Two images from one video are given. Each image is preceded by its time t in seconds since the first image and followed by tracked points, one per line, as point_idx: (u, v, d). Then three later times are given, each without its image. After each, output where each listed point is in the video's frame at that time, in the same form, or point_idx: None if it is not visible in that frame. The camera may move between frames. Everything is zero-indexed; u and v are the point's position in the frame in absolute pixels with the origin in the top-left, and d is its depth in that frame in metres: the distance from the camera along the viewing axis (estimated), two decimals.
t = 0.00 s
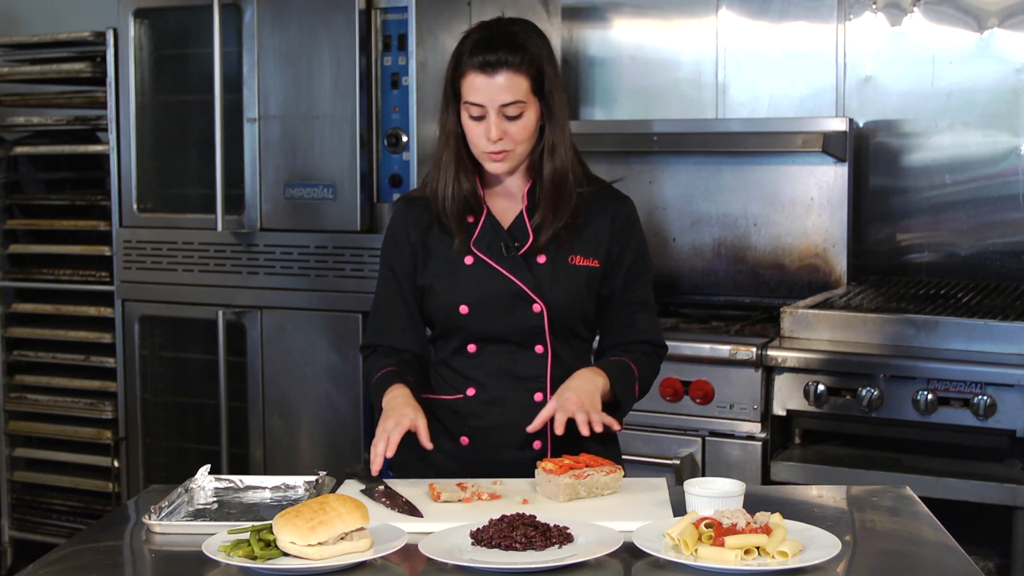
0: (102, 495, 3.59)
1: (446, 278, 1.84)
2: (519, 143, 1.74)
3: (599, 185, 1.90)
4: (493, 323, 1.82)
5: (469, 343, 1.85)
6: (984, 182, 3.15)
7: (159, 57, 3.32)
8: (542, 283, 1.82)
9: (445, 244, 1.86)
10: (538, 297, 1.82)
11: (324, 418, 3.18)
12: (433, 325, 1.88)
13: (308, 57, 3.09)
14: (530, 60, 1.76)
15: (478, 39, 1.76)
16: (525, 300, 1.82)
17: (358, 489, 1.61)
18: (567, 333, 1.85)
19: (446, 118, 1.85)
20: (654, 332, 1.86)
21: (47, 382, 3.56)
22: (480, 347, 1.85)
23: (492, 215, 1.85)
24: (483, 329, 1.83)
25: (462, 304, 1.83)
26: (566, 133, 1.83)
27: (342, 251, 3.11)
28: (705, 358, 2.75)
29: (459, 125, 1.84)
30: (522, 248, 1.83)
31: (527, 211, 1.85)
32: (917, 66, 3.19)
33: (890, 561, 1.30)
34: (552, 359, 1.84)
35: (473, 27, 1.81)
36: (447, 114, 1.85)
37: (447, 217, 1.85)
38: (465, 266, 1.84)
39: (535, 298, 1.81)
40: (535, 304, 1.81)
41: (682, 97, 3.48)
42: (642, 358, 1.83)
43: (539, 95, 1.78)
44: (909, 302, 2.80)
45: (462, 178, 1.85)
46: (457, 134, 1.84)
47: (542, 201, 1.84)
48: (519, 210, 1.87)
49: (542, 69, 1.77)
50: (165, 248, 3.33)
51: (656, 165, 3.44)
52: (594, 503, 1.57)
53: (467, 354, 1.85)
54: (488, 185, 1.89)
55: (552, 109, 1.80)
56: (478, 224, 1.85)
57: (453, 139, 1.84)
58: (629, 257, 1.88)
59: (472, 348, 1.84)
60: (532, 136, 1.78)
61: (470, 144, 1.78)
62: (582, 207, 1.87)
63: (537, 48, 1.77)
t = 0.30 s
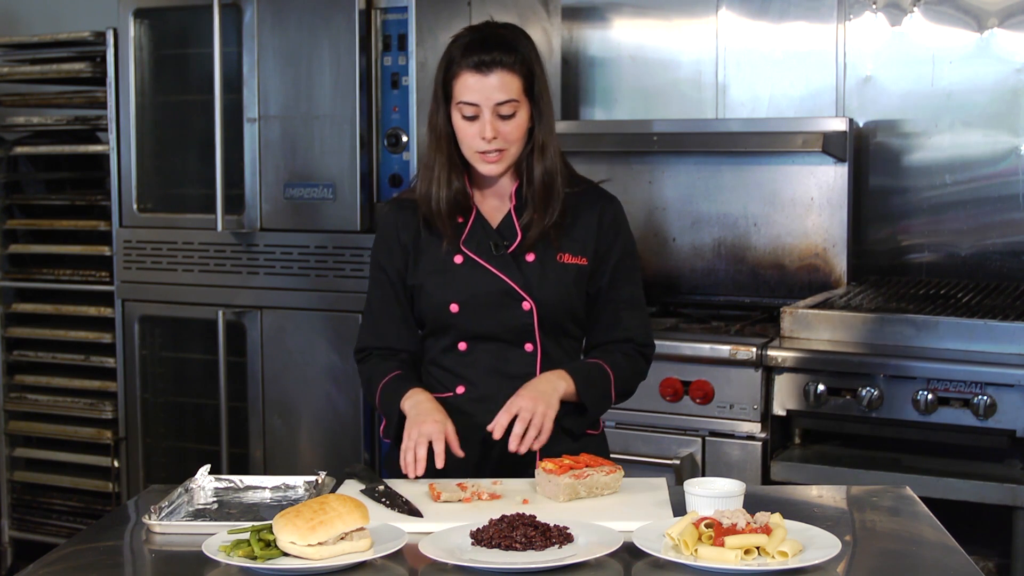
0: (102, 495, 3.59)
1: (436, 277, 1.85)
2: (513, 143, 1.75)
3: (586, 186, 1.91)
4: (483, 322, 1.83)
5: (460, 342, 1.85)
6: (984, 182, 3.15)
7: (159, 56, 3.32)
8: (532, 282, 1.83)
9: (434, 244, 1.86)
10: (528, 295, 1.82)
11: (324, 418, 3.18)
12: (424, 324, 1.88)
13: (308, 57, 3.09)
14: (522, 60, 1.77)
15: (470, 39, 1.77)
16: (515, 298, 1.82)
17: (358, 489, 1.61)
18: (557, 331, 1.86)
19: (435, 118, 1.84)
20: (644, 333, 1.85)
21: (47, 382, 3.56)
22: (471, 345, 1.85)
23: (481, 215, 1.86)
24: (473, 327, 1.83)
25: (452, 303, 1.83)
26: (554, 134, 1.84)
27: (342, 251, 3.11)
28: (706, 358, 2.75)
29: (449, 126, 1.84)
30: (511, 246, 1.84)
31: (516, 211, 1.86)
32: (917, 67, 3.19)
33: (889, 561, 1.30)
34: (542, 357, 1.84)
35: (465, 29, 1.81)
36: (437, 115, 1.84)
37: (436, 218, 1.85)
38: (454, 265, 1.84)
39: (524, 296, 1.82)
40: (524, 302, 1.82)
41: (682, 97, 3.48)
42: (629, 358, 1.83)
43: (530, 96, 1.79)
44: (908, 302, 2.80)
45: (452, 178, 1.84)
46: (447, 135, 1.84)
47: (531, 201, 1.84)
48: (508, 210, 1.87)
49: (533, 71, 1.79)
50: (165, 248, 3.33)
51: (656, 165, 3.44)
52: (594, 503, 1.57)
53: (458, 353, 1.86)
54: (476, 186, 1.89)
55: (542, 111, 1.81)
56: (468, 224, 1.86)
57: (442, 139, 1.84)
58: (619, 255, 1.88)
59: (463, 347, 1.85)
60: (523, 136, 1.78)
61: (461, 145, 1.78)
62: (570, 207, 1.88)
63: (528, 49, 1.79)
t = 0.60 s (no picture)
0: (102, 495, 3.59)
1: (424, 274, 1.85)
2: (505, 142, 1.75)
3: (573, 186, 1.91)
4: (471, 319, 1.83)
5: (448, 340, 1.86)
6: (984, 182, 3.15)
7: (159, 56, 3.32)
8: (519, 278, 1.83)
9: (423, 242, 1.87)
10: (515, 291, 1.82)
11: (324, 418, 3.18)
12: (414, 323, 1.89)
13: (308, 57, 3.09)
14: (513, 60, 1.78)
15: (462, 40, 1.77)
16: (502, 295, 1.82)
17: (358, 489, 1.61)
18: (545, 328, 1.86)
19: (425, 118, 1.84)
20: (630, 330, 1.85)
21: (47, 382, 3.56)
22: (460, 344, 1.85)
23: (469, 213, 1.86)
24: (461, 324, 1.83)
25: (441, 300, 1.84)
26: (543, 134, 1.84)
27: (342, 251, 3.11)
28: (706, 358, 2.75)
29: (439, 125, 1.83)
30: (498, 243, 1.84)
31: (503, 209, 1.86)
32: (917, 67, 3.19)
33: (890, 561, 1.30)
34: (529, 355, 1.84)
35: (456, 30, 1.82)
36: (427, 115, 1.84)
37: (423, 216, 1.85)
38: (442, 263, 1.84)
39: (512, 292, 1.82)
40: (511, 299, 1.82)
41: (682, 97, 3.48)
42: (616, 357, 1.82)
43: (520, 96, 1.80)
44: (907, 302, 2.80)
45: (441, 178, 1.84)
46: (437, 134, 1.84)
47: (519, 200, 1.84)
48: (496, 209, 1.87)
49: (524, 72, 1.80)
50: (165, 248, 3.33)
51: (656, 165, 3.44)
52: (593, 503, 1.57)
53: (446, 351, 1.86)
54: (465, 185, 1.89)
55: (532, 111, 1.82)
56: (456, 222, 1.86)
57: (432, 138, 1.83)
58: (606, 252, 1.87)
59: (452, 345, 1.85)
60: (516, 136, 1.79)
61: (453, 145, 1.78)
62: (558, 206, 1.88)
63: (519, 50, 1.79)
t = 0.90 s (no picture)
0: (102, 495, 3.59)
1: (426, 274, 1.84)
2: (492, 139, 1.75)
3: (566, 184, 1.93)
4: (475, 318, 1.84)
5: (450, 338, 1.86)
6: (984, 182, 3.15)
7: (159, 56, 3.32)
8: (523, 276, 1.84)
9: (424, 241, 1.85)
10: (520, 289, 1.83)
11: (324, 418, 3.18)
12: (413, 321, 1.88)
13: (308, 57, 3.09)
14: (505, 59, 1.78)
15: (455, 39, 1.77)
16: (506, 293, 1.83)
17: (358, 489, 1.61)
18: (547, 326, 1.87)
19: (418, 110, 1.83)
20: (627, 325, 1.89)
21: (46, 382, 3.56)
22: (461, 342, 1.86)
23: (468, 213, 1.85)
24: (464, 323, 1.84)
25: (445, 299, 1.84)
26: (535, 133, 1.84)
27: (342, 251, 3.11)
28: (705, 358, 2.75)
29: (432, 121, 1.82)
30: (500, 242, 1.84)
31: (501, 208, 1.86)
32: (917, 67, 3.19)
33: (890, 561, 1.30)
34: (531, 354, 1.85)
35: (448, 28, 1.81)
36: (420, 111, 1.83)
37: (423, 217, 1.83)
38: (445, 262, 1.84)
39: (516, 290, 1.83)
40: (516, 296, 1.83)
41: (682, 97, 3.48)
42: (618, 352, 1.86)
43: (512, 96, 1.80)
44: (907, 302, 2.80)
45: (437, 177, 1.83)
46: (431, 130, 1.82)
47: (517, 199, 1.84)
48: (493, 208, 1.86)
49: (516, 70, 1.80)
50: (165, 248, 3.33)
51: (656, 165, 3.44)
52: (594, 503, 1.57)
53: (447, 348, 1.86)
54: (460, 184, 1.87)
55: (525, 111, 1.81)
56: (455, 222, 1.85)
57: (427, 135, 1.82)
58: (604, 249, 1.91)
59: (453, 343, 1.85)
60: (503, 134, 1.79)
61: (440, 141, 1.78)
62: (556, 204, 1.90)
63: (511, 49, 1.80)
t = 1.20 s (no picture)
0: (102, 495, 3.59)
1: (437, 275, 1.84)
2: (507, 140, 1.75)
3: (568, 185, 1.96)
4: (487, 317, 1.83)
5: (459, 340, 1.85)
6: (984, 182, 3.15)
7: (159, 56, 3.32)
8: (534, 274, 1.85)
9: (431, 242, 1.85)
10: (532, 287, 1.84)
11: (324, 418, 3.18)
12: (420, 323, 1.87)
13: (308, 57, 3.09)
14: (516, 60, 1.79)
15: (463, 39, 1.78)
16: (518, 291, 1.84)
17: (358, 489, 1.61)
18: (556, 325, 1.88)
19: (423, 122, 1.83)
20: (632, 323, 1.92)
21: (47, 382, 3.56)
22: (470, 344, 1.85)
23: (475, 213, 1.85)
24: (476, 323, 1.83)
25: (456, 299, 1.83)
26: (541, 134, 1.87)
27: (342, 251, 3.11)
28: (705, 358, 2.75)
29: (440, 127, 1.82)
30: (509, 240, 1.84)
31: (509, 207, 1.86)
32: (917, 66, 3.19)
33: (890, 561, 1.30)
34: (543, 351, 1.86)
35: (452, 30, 1.81)
36: (427, 115, 1.83)
37: (430, 219, 1.83)
38: (456, 262, 1.84)
39: (529, 288, 1.84)
40: (528, 294, 1.84)
41: (682, 97, 3.48)
42: (627, 347, 1.89)
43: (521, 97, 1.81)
44: (908, 302, 2.80)
45: (440, 181, 1.83)
46: (437, 135, 1.82)
47: (526, 198, 1.86)
48: (499, 209, 1.87)
49: (525, 72, 1.81)
50: (165, 248, 3.34)
51: (656, 165, 3.45)
52: (594, 503, 1.57)
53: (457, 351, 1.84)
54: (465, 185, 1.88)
55: (531, 113, 1.84)
56: (463, 222, 1.85)
57: (433, 139, 1.82)
58: (608, 248, 1.94)
59: (463, 345, 1.84)
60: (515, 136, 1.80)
61: (453, 144, 1.78)
62: (561, 203, 1.92)
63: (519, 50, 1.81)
